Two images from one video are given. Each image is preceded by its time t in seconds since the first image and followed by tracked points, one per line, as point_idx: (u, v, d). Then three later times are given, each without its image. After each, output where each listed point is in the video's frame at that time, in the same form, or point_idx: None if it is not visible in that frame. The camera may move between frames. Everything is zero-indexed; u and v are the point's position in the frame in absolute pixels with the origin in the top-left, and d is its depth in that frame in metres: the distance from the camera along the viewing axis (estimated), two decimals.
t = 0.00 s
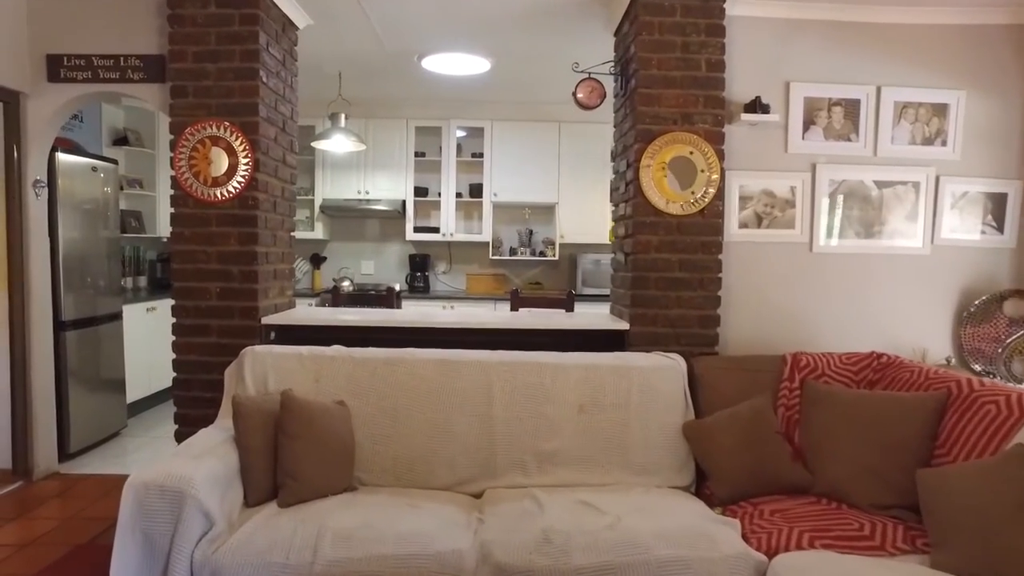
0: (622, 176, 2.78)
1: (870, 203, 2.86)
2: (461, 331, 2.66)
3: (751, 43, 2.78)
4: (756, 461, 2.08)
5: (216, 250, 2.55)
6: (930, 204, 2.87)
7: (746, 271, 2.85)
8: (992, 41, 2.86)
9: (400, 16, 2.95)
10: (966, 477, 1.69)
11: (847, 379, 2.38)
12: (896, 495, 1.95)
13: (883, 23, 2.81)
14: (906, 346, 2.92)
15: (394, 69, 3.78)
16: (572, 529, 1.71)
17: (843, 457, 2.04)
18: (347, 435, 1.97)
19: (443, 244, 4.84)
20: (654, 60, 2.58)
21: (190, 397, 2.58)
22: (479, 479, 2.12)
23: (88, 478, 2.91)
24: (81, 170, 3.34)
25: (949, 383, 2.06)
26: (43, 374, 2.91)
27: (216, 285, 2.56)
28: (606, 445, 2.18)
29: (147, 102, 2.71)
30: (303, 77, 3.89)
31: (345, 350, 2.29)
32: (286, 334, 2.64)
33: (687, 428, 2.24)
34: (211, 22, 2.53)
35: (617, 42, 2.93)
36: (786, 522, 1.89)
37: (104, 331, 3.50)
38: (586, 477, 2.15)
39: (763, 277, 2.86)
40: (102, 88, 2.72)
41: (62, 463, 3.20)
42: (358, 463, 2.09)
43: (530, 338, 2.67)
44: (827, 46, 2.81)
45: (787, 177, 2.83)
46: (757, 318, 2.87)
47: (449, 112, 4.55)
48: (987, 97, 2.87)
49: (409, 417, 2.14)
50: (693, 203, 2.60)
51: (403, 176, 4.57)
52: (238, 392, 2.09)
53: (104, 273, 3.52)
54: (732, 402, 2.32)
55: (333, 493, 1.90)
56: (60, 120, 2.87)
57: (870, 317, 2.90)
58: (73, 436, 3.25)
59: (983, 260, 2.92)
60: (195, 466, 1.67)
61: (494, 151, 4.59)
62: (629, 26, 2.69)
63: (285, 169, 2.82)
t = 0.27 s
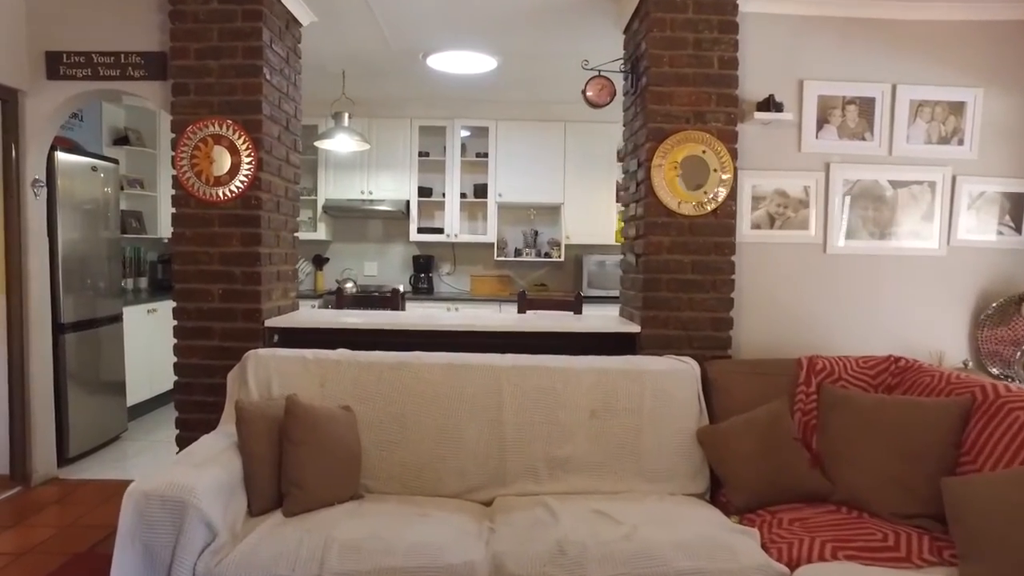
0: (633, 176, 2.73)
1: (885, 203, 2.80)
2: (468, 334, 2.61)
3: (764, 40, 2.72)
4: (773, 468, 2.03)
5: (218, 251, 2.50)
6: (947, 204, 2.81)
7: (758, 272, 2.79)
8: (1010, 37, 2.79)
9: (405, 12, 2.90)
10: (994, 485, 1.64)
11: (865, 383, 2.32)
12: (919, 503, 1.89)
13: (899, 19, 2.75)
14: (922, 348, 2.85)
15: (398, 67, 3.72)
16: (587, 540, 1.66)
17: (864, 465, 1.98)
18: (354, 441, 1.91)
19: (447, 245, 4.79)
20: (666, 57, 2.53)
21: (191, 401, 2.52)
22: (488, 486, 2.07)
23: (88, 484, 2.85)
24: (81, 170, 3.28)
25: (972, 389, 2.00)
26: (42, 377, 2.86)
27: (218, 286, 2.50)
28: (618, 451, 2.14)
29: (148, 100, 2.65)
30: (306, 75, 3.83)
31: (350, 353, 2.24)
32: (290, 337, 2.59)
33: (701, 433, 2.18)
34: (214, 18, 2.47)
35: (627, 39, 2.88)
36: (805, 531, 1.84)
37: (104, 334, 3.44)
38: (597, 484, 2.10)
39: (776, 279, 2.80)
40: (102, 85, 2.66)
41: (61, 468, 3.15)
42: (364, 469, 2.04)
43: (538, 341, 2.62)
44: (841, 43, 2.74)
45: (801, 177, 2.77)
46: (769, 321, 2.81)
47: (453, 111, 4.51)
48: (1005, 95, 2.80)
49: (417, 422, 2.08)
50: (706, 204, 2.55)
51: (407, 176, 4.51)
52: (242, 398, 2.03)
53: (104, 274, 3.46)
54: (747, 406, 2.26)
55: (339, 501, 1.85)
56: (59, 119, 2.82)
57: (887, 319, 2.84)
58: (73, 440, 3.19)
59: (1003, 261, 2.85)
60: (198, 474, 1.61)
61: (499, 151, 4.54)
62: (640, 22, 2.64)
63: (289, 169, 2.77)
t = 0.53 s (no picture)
0: (646, 177, 2.67)
1: (904, 205, 2.73)
2: (477, 339, 2.54)
3: (779, 38, 2.65)
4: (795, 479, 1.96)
5: (221, 254, 2.44)
6: (967, 206, 2.74)
7: (774, 276, 2.73)
8: None
9: (412, 10, 2.83)
10: None
11: (886, 390, 2.24)
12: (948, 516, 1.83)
13: (917, 17, 2.68)
14: (940, 354, 2.78)
15: (404, 67, 3.66)
16: (606, 555, 1.60)
17: (890, 476, 1.92)
18: (362, 452, 1.85)
19: (452, 247, 4.73)
20: (681, 56, 2.47)
21: (193, 408, 2.45)
22: (500, 497, 2.01)
23: (86, 492, 2.79)
24: (81, 171, 3.22)
25: (1001, 398, 1.93)
26: (40, 383, 2.79)
27: (221, 290, 2.44)
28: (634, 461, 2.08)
29: (149, 99, 2.59)
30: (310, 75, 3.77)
31: (355, 360, 2.17)
32: (295, 342, 2.53)
33: (719, 442, 2.12)
34: (217, 15, 2.41)
35: (639, 38, 2.82)
36: (831, 545, 1.77)
37: (104, 338, 3.38)
38: (613, 495, 2.04)
39: (791, 283, 2.74)
40: (102, 85, 2.60)
41: (60, 475, 3.08)
42: (372, 480, 1.97)
43: (549, 347, 2.56)
44: (858, 42, 2.68)
45: (816, 179, 2.71)
46: (784, 326, 2.74)
47: (458, 112, 4.45)
48: None
49: (426, 431, 2.02)
50: (721, 206, 2.50)
51: (412, 178, 4.45)
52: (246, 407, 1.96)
53: (104, 277, 3.40)
54: (765, 414, 2.19)
55: (347, 514, 1.78)
56: (58, 119, 2.76)
57: (905, 324, 2.77)
58: (72, 447, 3.13)
59: None
60: (201, 488, 1.55)
61: (504, 152, 4.48)
62: (653, 20, 2.58)
63: (293, 170, 2.70)
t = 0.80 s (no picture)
0: (657, 178, 2.63)
1: (919, 207, 2.68)
2: (484, 343, 2.49)
3: (793, 37, 2.60)
4: (813, 488, 1.91)
5: (224, 256, 2.39)
6: (983, 208, 2.68)
7: (787, 279, 2.68)
8: None
9: (417, 7, 2.78)
10: None
11: (904, 396, 2.18)
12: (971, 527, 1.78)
13: (933, 15, 2.63)
14: (956, 358, 2.72)
15: (408, 66, 3.62)
16: (623, 568, 1.55)
17: (910, 485, 1.87)
18: (369, 460, 1.80)
19: (456, 249, 4.68)
20: (693, 55, 2.42)
21: (195, 413, 2.40)
22: (510, 506, 1.96)
23: (86, 498, 2.74)
24: (81, 170, 3.17)
25: None
26: (39, 387, 2.74)
27: (224, 293, 2.39)
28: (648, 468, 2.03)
29: (151, 98, 2.54)
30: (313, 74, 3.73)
31: (361, 364, 2.11)
32: (299, 346, 2.48)
33: (734, 449, 2.07)
34: (220, 12, 2.36)
35: (650, 36, 2.77)
36: (851, 556, 1.73)
37: (104, 341, 3.33)
38: (625, 504, 1.99)
39: (804, 286, 2.69)
40: (103, 83, 2.56)
41: (59, 481, 3.03)
42: (379, 488, 1.93)
43: (558, 351, 2.51)
44: (873, 40, 2.62)
45: (830, 180, 2.66)
46: (797, 330, 2.69)
47: (463, 112, 4.40)
48: None
49: (434, 438, 1.97)
50: (734, 208, 2.45)
51: (416, 178, 4.41)
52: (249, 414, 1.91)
53: (104, 279, 3.35)
54: (781, 421, 2.14)
55: (354, 524, 1.74)
56: (58, 118, 2.71)
57: (920, 328, 2.71)
58: (72, 452, 3.08)
59: None
60: (205, 498, 1.50)
61: (509, 153, 4.43)
62: (664, 18, 2.54)
63: (297, 170, 2.65)
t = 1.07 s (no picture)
0: (667, 178, 2.58)
1: (934, 207, 2.63)
2: (492, 345, 2.45)
3: (806, 34, 2.55)
4: (831, 495, 1.87)
5: (228, 257, 2.35)
6: (1000, 208, 2.63)
7: (799, 281, 2.63)
8: None
9: (423, 5, 2.74)
10: None
11: (922, 400, 2.13)
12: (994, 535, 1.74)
13: (948, 11, 2.58)
14: (973, 360, 2.67)
15: (413, 65, 3.58)
16: None
17: (931, 492, 1.82)
18: (377, 466, 1.76)
19: (461, 250, 4.64)
20: (705, 52, 2.38)
21: (198, 417, 2.36)
22: (520, 512, 1.92)
23: (88, 502, 2.70)
24: (82, 170, 3.13)
25: None
26: (40, 390, 2.70)
27: (228, 295, 2.35)
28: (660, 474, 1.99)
29: (154, 97, 2.51)
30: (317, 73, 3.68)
31: (368, 367, 2.07)
32: (303, 349, 2.44)
33: (749, 454, 2.02)
34: (224, 9, 2.32)
35: (660, 34, 2.73)
36: (872, 565, 1.68)
37: (106, 343, 3.29)
38: (638, 510, 1.95)
39: (817, 288, 2.64)
40: (105, 81, 2.52)
41: (60, 485, 2.99)
42: (386, 494, 1.89)
43: (568, 354, 2.47)
44: (887, 37, 2.58)
45: (843, 180, 2.61)
46: (810, 332, 2.64)
47: (467, 112, 4.37)
48: None
49: (443, 443, 1.93)
50: (747, 208, 2.41)
51: (420, 179, 4.37)
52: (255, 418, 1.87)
53: (106, 280, 3.31)
54: (796, 425, 2.10)
55: (362, 531, 1.70)
56: (60, 117, 2.67)
57: (936, 330, 2.66)
58: (73, 456, 3.04)
59: None
60: (210, 505, 1.46)
61: (514, 153, 4.39)
62: (675, 15, 2.49)
63: (302, 170, 2.61)
